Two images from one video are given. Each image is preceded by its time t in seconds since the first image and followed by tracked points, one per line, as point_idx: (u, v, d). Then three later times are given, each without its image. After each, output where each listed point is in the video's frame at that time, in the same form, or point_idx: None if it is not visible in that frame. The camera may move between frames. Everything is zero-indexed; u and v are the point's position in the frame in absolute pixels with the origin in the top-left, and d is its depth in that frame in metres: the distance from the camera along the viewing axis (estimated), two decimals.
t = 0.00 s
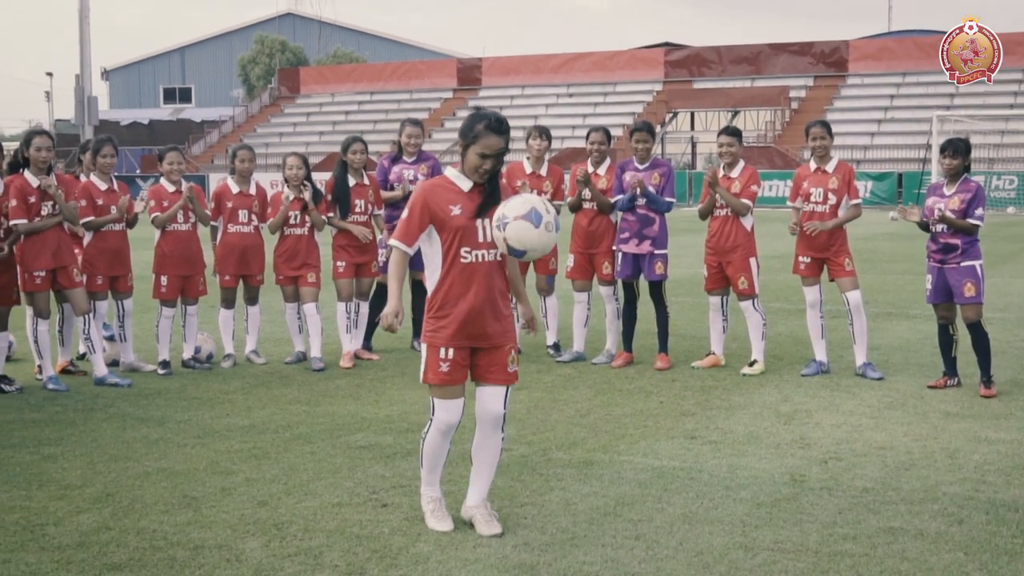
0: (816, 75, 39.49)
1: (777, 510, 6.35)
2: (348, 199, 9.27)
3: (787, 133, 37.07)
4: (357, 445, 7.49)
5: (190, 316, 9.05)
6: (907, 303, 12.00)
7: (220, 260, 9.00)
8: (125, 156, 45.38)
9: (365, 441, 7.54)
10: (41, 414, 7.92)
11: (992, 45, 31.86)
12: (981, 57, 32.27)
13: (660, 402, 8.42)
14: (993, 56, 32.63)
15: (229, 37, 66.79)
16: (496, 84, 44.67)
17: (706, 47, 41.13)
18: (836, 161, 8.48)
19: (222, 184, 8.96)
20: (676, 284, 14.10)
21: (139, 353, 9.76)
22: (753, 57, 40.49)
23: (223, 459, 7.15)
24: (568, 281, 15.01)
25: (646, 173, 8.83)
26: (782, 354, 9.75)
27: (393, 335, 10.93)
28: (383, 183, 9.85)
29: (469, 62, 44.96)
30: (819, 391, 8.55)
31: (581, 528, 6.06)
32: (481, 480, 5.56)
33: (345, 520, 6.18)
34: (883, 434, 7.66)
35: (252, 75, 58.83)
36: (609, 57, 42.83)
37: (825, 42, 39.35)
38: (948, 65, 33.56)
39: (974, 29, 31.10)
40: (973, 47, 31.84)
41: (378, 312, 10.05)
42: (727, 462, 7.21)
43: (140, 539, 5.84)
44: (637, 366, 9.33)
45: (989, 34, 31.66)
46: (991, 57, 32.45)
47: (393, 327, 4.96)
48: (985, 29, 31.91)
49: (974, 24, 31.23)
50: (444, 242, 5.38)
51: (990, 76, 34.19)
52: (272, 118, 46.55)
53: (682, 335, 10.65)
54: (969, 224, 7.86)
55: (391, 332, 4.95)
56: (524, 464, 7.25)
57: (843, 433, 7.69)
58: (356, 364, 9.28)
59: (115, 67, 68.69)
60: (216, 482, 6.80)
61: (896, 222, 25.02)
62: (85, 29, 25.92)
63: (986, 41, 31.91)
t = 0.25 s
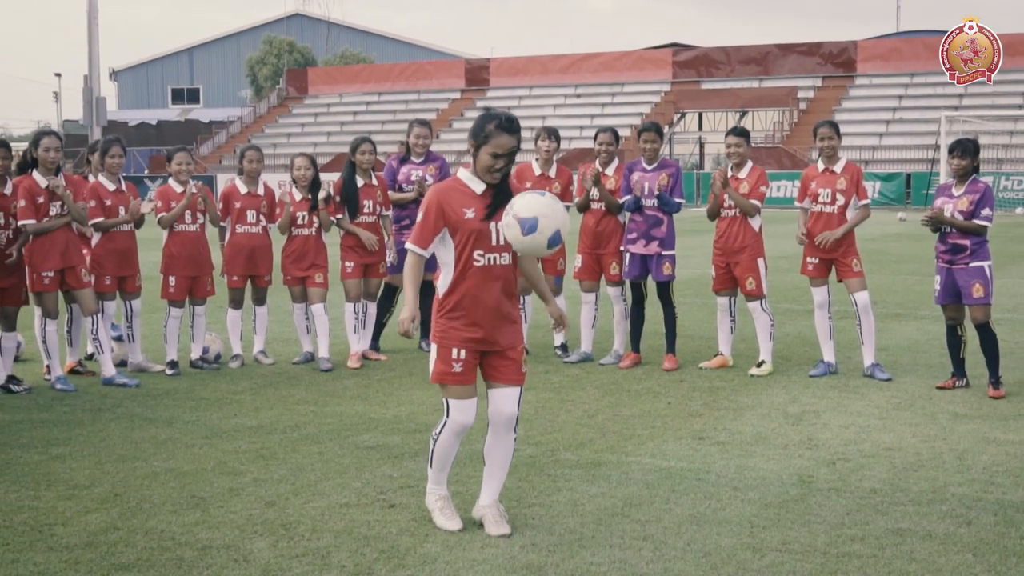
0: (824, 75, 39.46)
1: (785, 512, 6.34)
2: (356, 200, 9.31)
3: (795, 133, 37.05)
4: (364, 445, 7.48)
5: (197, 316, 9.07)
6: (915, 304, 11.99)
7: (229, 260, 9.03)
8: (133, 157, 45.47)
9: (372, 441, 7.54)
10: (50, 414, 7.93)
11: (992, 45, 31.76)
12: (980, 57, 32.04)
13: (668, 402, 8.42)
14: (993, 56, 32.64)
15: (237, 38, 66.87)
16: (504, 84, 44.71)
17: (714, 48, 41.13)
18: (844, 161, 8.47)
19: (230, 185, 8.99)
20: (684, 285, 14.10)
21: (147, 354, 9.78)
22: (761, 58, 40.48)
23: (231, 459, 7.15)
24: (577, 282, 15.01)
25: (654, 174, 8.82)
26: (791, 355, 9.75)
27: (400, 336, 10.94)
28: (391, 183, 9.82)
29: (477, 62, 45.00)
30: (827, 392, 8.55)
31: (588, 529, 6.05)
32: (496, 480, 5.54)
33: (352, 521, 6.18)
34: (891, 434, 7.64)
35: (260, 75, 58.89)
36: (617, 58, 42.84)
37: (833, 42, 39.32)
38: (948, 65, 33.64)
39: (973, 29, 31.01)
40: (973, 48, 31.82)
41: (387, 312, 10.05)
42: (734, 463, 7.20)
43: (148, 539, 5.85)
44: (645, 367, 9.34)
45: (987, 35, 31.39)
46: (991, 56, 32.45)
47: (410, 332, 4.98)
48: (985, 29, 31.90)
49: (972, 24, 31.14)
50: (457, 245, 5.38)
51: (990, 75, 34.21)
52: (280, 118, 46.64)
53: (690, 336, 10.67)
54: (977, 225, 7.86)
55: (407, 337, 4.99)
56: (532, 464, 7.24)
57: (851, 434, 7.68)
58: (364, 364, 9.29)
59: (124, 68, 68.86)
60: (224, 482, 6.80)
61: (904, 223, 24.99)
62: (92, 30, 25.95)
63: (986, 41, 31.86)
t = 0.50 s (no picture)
0: (831, 75, 39.43)
1: (792, 512, 6.33)
2: (363, 201, 9.29)
3: (802, 134, 37.04)
4: (371, 446, 7.49)
5: (204, 316, 9.08)
6: (923, 305, 11.98)
7: (236, 260, 9.05)
8: (140, 157, 45.52)
9: (380, 441, 7.54)
10: (57, 414, 7.94)
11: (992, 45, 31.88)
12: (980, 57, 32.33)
13: (675, 403, 8.41)
14: (993, 56, 32.70)
15: (244, 38, 66.92)
16: (511, 85, 44.72)
17: (721, 48, 41.13)
18: (851, 161, 8.46)
19: (237, 185, 9.02)
20: (692, 285, 14.10)
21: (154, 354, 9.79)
22: (768, 58, 40.47)
23: (238, 459, 7.15)
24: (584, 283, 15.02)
25: (661, 174, 8.88)
26: (798, 355, 9.74)
27: (407, 337, 10.94)
28: (398, 184, 9.93)
29: (484, 63, 45.00)
30: (835, 392, 8.55)
31: (595, 529, 6.05)
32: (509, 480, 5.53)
33: (359, 521, 6.18)
34: (898, 435, 7.64)
35: (267, 76, 58.93)
36: (624, 58, 42.84)
37: (840, 43, 39.31)
38: (948, 65, 33.73)
39: (973, 29, 31.08)
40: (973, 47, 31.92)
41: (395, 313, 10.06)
42: (742, 463, 7.19)
43: (156, 539, 5.85)
44: (652, 368, 9.34)
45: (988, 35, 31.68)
46: (991, 57, 32.50)
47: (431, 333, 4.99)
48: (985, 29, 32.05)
49: (973, 25, 31.19)
50: (465, 247, 5.39)
51: (991, 75, 34.24)
52: (287, 119, 46.67)
53: (697, 336, 10.67)
54: (985, 226, 7.85)
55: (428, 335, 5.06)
56: (538, 465, 7.24)
57: (859, 434, 7.67)
58: (371, 364, 9.29)
59: (131, 69, 68.95)
60: (231, 482, 6.80)
61: (911, 223, 24.97)
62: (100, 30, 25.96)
63: (986, 41, 31.93)
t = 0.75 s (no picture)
0: (838, 76, 39.39)
1: (798, 513, 6.32)
2: (370, 201, 9.33)
3: (808, 134, 37.01)
4: (377, 446, 7.48)
5: (211, 316, 9.09)
6: (930, 305, 11.98)
7: (242, 260, 9.06)
8: (147, 157, 45.58)
9: (386, 442, 7.54)
10: (63, 414, 7.95)
11: (992, 45, 31.88)
12: (980, 57, 32.26)
13: (681, 403, 8.41)
14: (993, 57, 32.74)
15: (251, 39, 66.98)
16: (518, 85, 44.73)
17: (728, 48, 41.12)
18: (857, 161, 8.45)
19: (243, 186, 9.00)
20: (698, 285, 14.11)
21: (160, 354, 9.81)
22: (774, 58, 40.45)
23: (245, 459, 7.15)
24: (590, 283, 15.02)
25: (667, 174, 8.87)
26: (804, 356, 9.74)
27: (413, 337, 10.94)
28: (403, 183, 9.92)
29: (490, 64, 45.01)
30: (841, 393, 8.55)
31: (601, 530, 6.04)
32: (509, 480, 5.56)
33: (365, 521, 6.18)
34: (905, 436, 7.62)
35: (274, 76, 58.98)
36: (630, 58, 42.83)
37: (847, 43, 39.27)
38: (947, 65, 33.78)
39: (973, 29, 31.12)
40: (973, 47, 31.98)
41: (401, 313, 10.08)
42: (748, 464, 7.18)
43: (162, 539, 5.85)
44: (658, 368, 9.34)
45: (988, 35, 31.62)
46: (991, 57, 32.51)
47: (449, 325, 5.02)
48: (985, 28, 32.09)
49: (973, 24, 31.16)
50: (471, 248, 5.39)
51: (990, 75, 34.27)
52: (294, 119, 46.71)
53: (703, 336, 10.67)
54: (993, 227, 7.85)
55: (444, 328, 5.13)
56: (545, 465, 7.23)
57: (865, 435, 7.66)
58: (377, 365, 9.30)
59: (137, 69, 69.05)
60: (237, 482, 6.80)
61: (917, 223, 24.95)
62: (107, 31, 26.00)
63: (986, 41, 31.97)
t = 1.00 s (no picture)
0: (844, 76, 39.37)
1: (804, 514, 6.32)
2: (376, 202, 9.33)
3: (814, 134, 37.02)
4: (383, 446, 7.48)
5: (216, 317, 9.10)
6: (936, 305, 11.98)
7: (249, 261, 9.07)
8: (153, 158, 45.62)
9: (392, 442, 7.54)
10: (69, 414, 7.96)
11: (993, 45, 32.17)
12: (980, 57, 32.49)
13: (687, 404, 8.41)
14: (994, 56, 32.84)
15: (257, 40, 67.04)
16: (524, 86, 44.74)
17: (733, 49, 41.13)
18: (863, 162, 8.45)
19: (249, 187, 9.04)
20: (704, 286, 14.12)
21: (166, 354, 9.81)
22: (781, 58, 40.46)
23: (251, 460, 7.15)
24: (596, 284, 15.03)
25: (673, 175, 8.91)
26: (810, 356, 9.74)
27: (418, 338, 10.95)
28: (410, 184, 10.00)
29: (496, 64, 45.02)
30: (847, 394, 8.54)
31: (607, 530, 6.03)
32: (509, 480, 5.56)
33: (371, 521, 6.18)
34: (911, 437, 7.62)
35: (279, 77, 59.04)
36: (636, 59, 42.84)
37: (853, 43, 39.26)
38: (947, 65, 33.86)
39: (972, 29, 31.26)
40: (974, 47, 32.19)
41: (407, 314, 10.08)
42: (754, 464, 7.18)
43: (168, 539, 5.86)
44: (664, 368, 9.35)
45: (987, 34, 31.93)
46: (991, 57, 32.58)
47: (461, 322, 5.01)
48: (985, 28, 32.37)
49: (973, 24, 31.25)
50: (477, 250, 5.40)
51: (990, 76, 34.37)
52: (299, 119, 46.75)
53: (709, 337, 10.67)
54: (1000, 227, 7.84)
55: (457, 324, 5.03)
56: (551, 466, 7.23)
57: (871, 436, 7.65)
58: (383, 365, 9.33)
59: (143, 70, 69.14)
60: (244, 482, 6.80)
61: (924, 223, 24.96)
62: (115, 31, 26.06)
63: (986, 41, 32.16)
